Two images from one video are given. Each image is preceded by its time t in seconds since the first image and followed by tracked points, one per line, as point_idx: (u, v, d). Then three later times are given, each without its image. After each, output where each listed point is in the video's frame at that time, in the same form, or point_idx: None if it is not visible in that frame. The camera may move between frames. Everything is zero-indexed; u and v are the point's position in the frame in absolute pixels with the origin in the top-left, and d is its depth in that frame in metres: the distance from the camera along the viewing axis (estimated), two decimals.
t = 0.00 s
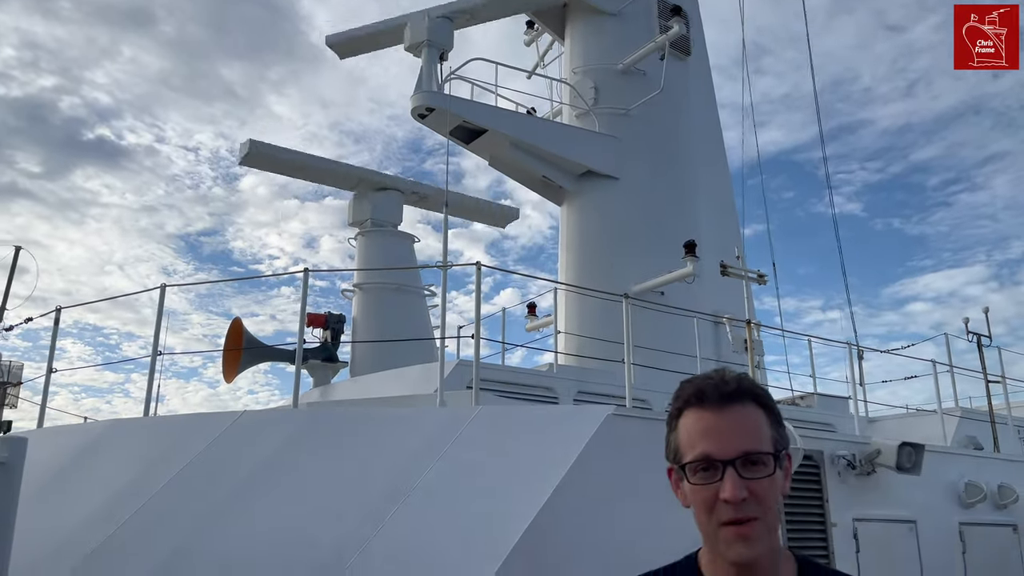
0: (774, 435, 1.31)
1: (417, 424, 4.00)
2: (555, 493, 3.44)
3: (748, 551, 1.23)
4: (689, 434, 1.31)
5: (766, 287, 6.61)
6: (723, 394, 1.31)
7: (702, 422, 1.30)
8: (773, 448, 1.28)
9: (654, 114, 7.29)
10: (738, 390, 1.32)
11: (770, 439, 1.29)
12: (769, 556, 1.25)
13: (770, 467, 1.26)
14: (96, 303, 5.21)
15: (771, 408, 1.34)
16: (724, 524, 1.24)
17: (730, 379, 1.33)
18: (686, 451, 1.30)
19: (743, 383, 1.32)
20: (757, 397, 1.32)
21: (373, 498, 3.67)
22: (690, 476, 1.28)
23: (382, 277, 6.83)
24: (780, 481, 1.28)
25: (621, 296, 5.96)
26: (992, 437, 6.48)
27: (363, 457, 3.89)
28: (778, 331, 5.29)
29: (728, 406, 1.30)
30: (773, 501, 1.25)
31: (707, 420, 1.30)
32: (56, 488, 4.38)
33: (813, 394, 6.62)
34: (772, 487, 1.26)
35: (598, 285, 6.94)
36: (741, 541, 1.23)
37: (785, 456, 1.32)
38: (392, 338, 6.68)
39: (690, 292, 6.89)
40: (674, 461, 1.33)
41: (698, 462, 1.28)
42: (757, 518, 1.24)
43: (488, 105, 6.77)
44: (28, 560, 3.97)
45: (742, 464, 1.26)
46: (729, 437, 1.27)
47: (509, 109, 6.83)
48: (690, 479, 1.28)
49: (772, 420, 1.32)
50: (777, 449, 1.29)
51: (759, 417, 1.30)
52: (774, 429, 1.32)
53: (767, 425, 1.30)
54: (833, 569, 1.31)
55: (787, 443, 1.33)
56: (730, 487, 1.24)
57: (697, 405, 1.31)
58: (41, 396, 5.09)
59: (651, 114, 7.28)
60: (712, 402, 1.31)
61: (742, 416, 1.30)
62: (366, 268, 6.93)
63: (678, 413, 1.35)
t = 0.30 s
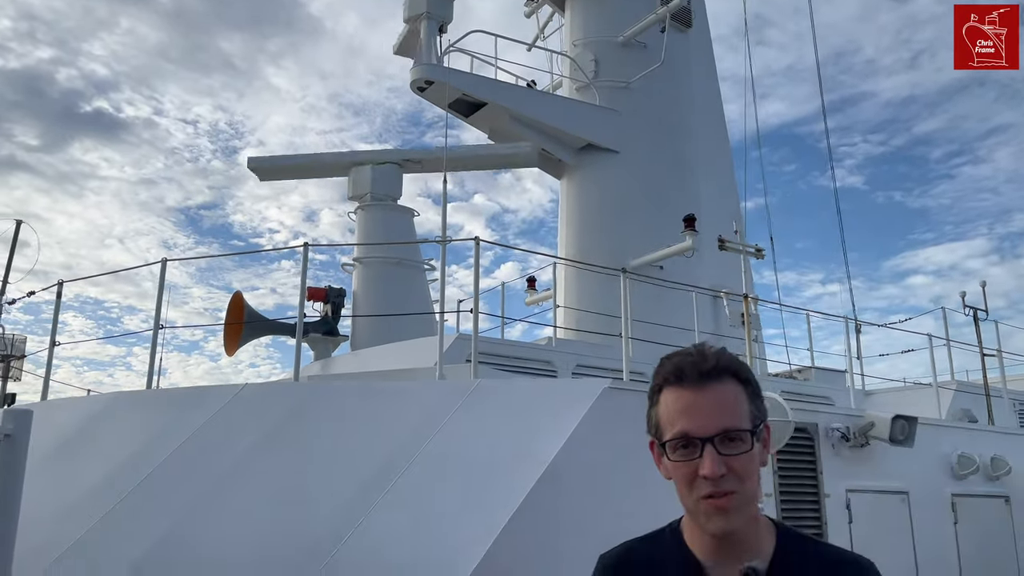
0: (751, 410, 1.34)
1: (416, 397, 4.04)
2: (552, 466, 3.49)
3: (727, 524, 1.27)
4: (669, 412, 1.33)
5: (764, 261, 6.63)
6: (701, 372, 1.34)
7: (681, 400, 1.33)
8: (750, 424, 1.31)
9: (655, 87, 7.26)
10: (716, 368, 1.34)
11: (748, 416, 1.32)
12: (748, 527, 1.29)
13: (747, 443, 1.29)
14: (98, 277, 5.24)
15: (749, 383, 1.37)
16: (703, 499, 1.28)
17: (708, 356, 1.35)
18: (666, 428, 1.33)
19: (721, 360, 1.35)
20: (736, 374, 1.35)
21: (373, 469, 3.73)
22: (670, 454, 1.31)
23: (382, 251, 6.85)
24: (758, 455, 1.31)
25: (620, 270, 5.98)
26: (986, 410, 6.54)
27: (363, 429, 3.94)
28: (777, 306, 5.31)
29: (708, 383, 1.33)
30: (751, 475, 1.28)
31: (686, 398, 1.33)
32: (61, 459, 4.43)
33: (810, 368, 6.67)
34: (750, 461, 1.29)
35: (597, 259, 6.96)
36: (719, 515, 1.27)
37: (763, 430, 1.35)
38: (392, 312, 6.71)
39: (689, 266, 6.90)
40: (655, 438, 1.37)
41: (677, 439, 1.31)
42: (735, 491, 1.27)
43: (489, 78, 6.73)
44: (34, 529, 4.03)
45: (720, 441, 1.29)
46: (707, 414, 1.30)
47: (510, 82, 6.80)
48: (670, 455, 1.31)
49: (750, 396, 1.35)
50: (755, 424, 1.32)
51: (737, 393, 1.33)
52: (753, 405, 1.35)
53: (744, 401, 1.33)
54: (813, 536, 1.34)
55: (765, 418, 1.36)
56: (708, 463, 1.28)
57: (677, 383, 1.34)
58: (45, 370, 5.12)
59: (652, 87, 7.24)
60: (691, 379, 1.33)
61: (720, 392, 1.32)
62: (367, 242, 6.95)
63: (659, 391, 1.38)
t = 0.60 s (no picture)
0: (744, 390, 1.37)
1: (415, 371, 4.08)
2: (550, 438, 3.54)
3: (707, 490, 1.31)
4: (667, 380, 1.37)
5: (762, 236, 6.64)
6: (702, 347, 1.38)
7: (680, 369, 1.36)
8: (742, 400, 1.35)
9: (656, 60, 7.22)
10: (717, 345, 1.38)
11: (740, 393, 1.35)
12: (726, 497, 1.33)
13: (736, 418, 1.33)
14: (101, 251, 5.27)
15: (745, 365, 1.40)
16: (688, 464, 1.31)
17: (711, 334, 1.39)
18: (661, 394, 1.37)
19: (723, 340, 1.39)
20: (735, 354, 1.38)
21: (373, 440, 3.78)
22: (663, 418, 1.35)
23: (382, 225, 6.86)
24: (745, 431, 1.34)
25: (619, 244, 6.00)
26: (981, 383, 6.60)
27: (364, 402, 3.99)
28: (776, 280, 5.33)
29: (707, 358, 1.36)
30: (736, 449, 1.32)
31: (684, 368, 1.36)
32: (68, 430, 4.49)
33: (808, 341, 6.72)
34: (737, 436, 1.32)
35: (596, 233, 6.98)
36: (701, 481, 1.31)
37: (753, 411, 1.38)
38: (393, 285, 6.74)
39: (688, 240, 6.92)
40: (649, 403, 1.40)
41: (671, 405, 1.34)
42: (719, 461, 1.31)
43: (489, 51, 6.70)
44: (41, 498, 4.09)
45: (711, 412, 1.32)
46: (701, 385, 1.34)
47: (510, 55, 6.76)
48: (662, 420, 1.35)
49: (745, 376, 1.39)
50: (746, 403, 1.36)
51: (732, 371, 1.37)
52: (747, 385, 1.39)
53: (739, 379, 1.37)
54: (789, 508, 1.38)
55: (756, 399, 1.40)
56: (697, 432, 1.31)
57: (678, 353, 1.37)
58: (49, 342, 5.17)
59: (653, 60, 7.21)
60: (692, 352, 1.37)
61: (717, 368, 1.36)
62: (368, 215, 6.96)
63: (659, 360, 1.42)
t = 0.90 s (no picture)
0: (740, 364, 1.40)
1: (416, 342, 4.12)
2: (548, 410, 3.58)
3: (692, 452, 1.35)
4: (668, 344, 1.40)
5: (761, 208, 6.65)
6: (706, 319, 1.41)
7: (682, 335, 1.39)
8: (736, 373, 1.38)
9: (657, 31, 7.18)
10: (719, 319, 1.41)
11: (736, 366, 1.39)
12: (709, 461, 1.37)
13: (728, 388, 1.36)
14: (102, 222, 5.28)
15: (744, 342, 1.44)
16: (676, 424, 1.35)
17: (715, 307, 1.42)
18: (661, 357, 1.40)
19: (725, 315, 1.42)
20: (735, 330, 1.42)
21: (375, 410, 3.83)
22: (659, 378, 1.38)
23: (382, 198, 6.86)
24: (735, 403, 1.38)
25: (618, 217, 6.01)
26: (977, 355, 6.65)
27: (365, 373, 4.03)
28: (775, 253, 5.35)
29: (708, 330, 1.39)
30: (725, 417, 1.35)
31: (686, 334, 1.39)
32: (73, 400, 4.54)
33: (806, 313, 6.75)
34: (727, 405, 1.36)
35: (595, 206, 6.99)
36: (686, 442, 1.34)
37: (745, 386, 1.42)
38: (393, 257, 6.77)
39: (687, 212, 6.93)
40: (647, 365, 1.44)
41: (669, 368, 1.38)
42: (706, 425, 1.34)
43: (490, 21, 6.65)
44: (47, 468, 4.15)
45: (706, 379, 1.36)
46: (700, 353, 1.37)
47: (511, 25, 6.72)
48: (658, 380, 1.38)
49: (742, 352, 1.42)
50: (739, 376, 1.39)
51: (731, 344, 1.40)
52: (742, 360, 1.42)
53: (736, 352, 1.40)
54: (769, 472, 1.42)
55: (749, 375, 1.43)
56: (689, 396, 1.35)
57: (682, 320, 1.40)
58: (53, 315, 5.21)
59: (654, 31, 7.17)
60: (696, 322, 1.40)
61: (717, 338, 1.39)
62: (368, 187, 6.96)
63: (662, 325, 1.45)
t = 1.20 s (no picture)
0: (735, 332, 1.42)
1: (418, 314, 4.14)
2: (549, 381, 3.62)
3: (686, 415, 1.37)
4: (664, 312, 1.42)
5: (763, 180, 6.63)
6: (701, 288, 1.43)
7: (678, 303, 1.41)
8: (731, 340, 1.40)
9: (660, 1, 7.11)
10: (714, 289, 1.43)
11: (730, 334, 1.40)
12: (704, 426, 1.39)
13: (723, 354, 1.38)
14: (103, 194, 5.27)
15: (739, 312, 1.45)
16: (672, 388, 1.37)
17: (711, 277, 1.43)
18: (657, 324, 1.42)
19: (720, 284, 1.43)
20: (730, 299, 1.43)
21: (377, 382, 3.87)
22: (655, 344, 1.40)
23: (383, 169, 6.85)
24: (730, 369, 1.40)
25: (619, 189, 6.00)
26: (976, 327, 6.69)
27: (367, 345, 4.06)
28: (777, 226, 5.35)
29: (704, 299, 1.41)
30: (720, 382, 1.37)
31: (682, 302, 1.41)
32: (78, 372, 4.57)
33: (807, 286, 6.78)
34: (722, 371, 1.38)
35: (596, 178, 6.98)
36: (681, 406, 1.37)
37: (739, 354, 1.44)
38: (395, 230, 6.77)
39: (689, 185, 6.92)
40: (643, 333, 1.46)
41: (665, 334, 1.40)
42: (701, 390, 1.36)
43: None
44: (53, 439, 4.20)
45: (701, 345, 1.38)
46: (695, 320, 1.39)
47: None
48: (654, 346, 1.40)
49: (737, 321, 1.44)
50: (734, 343, 1.41)
51: (726, 312, 1.42)
52: (737, 328, 1.44)
53: (731, 321, 1.42)
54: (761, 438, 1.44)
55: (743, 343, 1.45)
56: (684, 361, 1.37)
57: (678, 289, 1.42)
58: (57, 287, 5.23)
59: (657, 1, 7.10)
60: (691, 290, 1.42)
61: (712, 307, 1.41)
62: (369, 160, 6.94)
63: (658, 295, 1.47)
